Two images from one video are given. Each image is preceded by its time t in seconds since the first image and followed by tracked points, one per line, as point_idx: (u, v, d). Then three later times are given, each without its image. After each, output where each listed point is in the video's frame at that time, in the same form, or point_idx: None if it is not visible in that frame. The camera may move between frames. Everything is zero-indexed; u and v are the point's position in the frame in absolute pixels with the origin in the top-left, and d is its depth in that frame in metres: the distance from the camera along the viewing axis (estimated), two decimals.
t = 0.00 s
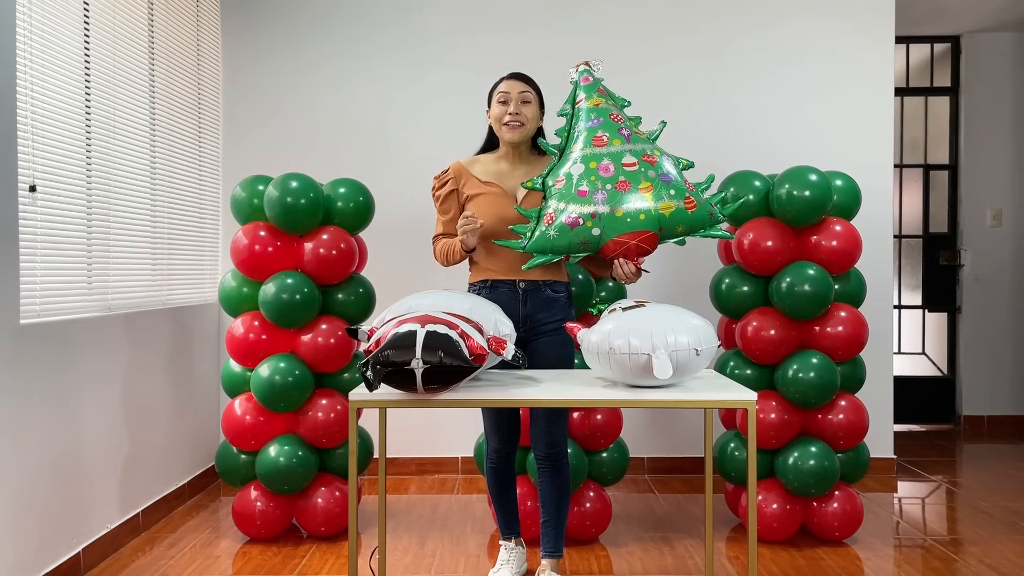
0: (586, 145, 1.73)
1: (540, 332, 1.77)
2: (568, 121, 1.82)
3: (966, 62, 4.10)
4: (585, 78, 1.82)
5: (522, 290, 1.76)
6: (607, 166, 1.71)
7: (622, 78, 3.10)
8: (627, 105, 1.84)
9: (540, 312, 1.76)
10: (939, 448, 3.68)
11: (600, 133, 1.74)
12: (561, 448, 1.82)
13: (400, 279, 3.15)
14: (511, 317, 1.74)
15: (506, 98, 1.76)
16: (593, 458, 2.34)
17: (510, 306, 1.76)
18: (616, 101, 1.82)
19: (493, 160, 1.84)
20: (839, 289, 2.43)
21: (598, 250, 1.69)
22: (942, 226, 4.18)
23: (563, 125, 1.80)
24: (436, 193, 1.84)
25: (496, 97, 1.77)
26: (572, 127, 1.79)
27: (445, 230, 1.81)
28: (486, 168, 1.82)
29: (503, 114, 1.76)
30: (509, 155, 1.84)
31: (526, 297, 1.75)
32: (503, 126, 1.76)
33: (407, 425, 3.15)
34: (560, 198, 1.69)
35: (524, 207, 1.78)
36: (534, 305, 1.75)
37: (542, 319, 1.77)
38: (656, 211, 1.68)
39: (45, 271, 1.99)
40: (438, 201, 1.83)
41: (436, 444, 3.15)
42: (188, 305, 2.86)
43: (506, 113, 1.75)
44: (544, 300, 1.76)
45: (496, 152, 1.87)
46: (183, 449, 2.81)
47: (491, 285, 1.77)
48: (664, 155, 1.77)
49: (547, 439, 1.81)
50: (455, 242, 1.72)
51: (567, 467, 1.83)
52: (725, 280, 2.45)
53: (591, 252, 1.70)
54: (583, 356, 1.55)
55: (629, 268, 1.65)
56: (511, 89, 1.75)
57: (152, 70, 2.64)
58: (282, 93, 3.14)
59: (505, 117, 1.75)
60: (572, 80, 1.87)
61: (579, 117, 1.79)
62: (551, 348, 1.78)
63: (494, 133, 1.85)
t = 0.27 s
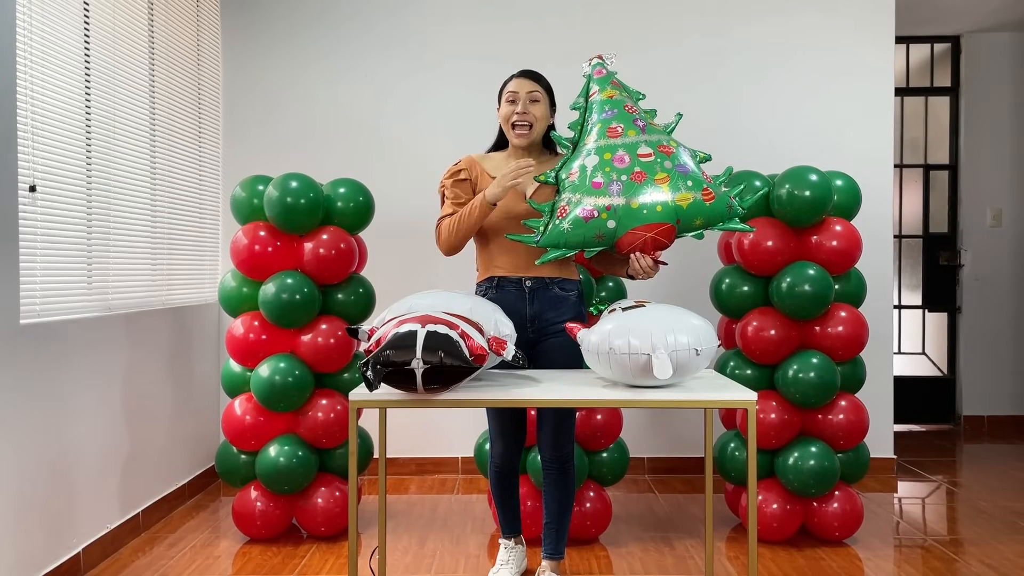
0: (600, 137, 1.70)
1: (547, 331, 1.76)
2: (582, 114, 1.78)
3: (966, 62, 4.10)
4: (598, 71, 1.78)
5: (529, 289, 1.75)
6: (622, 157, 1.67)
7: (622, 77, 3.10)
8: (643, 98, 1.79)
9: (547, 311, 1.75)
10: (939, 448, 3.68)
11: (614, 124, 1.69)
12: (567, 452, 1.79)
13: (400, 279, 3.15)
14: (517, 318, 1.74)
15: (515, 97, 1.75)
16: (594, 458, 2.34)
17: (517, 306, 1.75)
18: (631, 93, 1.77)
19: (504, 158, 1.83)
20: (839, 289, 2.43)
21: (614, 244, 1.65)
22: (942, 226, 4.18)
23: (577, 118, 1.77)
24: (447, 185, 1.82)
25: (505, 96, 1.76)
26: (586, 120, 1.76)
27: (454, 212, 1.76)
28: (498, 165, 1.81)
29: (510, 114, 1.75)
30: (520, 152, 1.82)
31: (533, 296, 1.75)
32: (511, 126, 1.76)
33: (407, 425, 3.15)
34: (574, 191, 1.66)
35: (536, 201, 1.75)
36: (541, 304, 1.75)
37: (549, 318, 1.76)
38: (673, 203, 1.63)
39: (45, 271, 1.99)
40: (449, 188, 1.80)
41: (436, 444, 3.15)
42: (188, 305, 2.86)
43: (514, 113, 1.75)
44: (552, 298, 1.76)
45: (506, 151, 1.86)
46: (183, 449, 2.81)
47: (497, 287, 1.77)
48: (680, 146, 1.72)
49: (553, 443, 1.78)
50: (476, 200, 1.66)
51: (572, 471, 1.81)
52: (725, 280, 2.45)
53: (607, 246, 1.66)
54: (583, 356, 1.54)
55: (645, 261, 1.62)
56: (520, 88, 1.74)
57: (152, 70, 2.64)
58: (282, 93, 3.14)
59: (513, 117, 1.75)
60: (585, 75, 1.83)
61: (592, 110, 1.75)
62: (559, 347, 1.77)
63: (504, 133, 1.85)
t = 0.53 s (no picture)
0: (615, 136, 1.68)
1: (561, 334, 1.76)
2: (592, 113, 1.76)
3: (966, 62, 4.10)
4: (608, 70, 1.76)
5: (546, 292, 1.74)
6: (639, 156, 1.65)
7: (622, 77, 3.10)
8: (653, 96, 1.78)
9: (563, 315, 1.75)
10: (939, 448, 3.68)
11: (629, 123, 1.68)
12: (572, 453, 1.78)
13: (401, 279, 3.15)
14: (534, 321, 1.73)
15: (525, 87, 1.75)
16: (593, 457, 2.34)
17: (534, 309, 1.74)
18: (642, 92, 1.76)
19: (513, 154, 1.82)
20: (839, 289, 2.43)
21: (632, 244, 1.64)
22: (942, 226, 4.18)
23: (588, 117, 1.75)
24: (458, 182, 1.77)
25: (515, 87, 1.76)
26: (598, 119, 1.74)
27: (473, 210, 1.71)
28: (508, 162, 1.80)
29: (519, 103, 1.75)
30: (529, 149, 1.81)
31: (549, 299, 1.74)
32: (521, 113, 1.74)
33: (407, 425, 3.15)
34: (590, 191, 1.64)
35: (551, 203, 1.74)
36: (558, 308, 1.74)
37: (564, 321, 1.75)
38: (690, 203, 1.62)
39: (45, 271, 1.99)
40: (464, 185, 1.75)
41: (436, 444, 3.15)
42: (188, 305, 2.86)
43: (524, 101, 1.74)
44: (568, 301, 1.75)
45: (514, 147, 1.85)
46: (183, 449, 2.81)
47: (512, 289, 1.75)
48: (695, 145, 1.71)
49: (559, 443, 1.77)
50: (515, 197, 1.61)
51: (577, 472, 1.80)
52: (725, 280, 2.45)
53: (623, 247, 1.65)
54: (583, 356, 1.54)
55: (662, 262, 1.61)
56: (530, 78, 1.74)
57: (152, 70, 2.64)
58: (282, 93, 3.14)
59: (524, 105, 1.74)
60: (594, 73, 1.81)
61: (604, 109, 1.73)
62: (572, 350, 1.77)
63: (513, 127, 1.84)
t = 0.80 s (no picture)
0: (630, 140, 1.67)
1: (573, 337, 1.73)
2: (604, 115, 1.75)
3: (966, 63, 4.10)
4: (618, 71, 1.74)
5: (561, 294, 1.70)
6: (656, 161, 1.65)
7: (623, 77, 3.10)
8: (662, 97, 1.77)
9: (576, 317, 1.72)
10: (940, 448, 3.68)
11: (645, 127, 1.67)
12: (577, 453, 1.78)
13: (401, 279, 3.15)
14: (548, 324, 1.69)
15: (534, 88, 1.71)
16: (593, 457, 2.34)
17: (548, 311, 1.70)
18: (653, 94, 1.75)
19: (524, 153, 1.77)
20: (839, 289, 2.43)
21: (649, 248, 1.64)
22: (942, 226, 4.18)
23: (600, 120, 1.73)
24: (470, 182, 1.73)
25: (525, 87, 1.72)
26: (610, 122, 1.72)
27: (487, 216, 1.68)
28: (519, 161, 1.75)
29: (530, 105, 1.71)
30: (540, 149, 1.77)
31: (564, 302, 1.70)
32: (533, 115, 1.70)
33: (407, 425, 3.15)
34: (608, 196, 1.62)
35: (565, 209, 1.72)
36: (572, 310, 1.71)
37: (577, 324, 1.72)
38: (707, 207, 1.63)
39: (45, 271, 1.99)
40: (477, 187, 1.70)
41: (436, 444, 3.15)
42: (188, 305, 2.86)
43: (535, 103, 1.70)
44: (581, 304, 1.72)
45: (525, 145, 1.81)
46: (183, 449, 2.81)
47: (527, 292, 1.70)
48: (708, 148, 1.73)
49: (567, 443, 1.76)
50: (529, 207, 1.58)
51: (580, 472, 1.80)
52: (725, 280, 2.45)
53: (640, 251, 1.65)
54: (583, 356, 1.54)
55: (678, 266, 1.61)
56: (539, 78, 1.69)
57: (152, 70, 2.64)
58: (282, 93, 3.14)
59: (534, 106, 1.70)
60: (601, 74, 1.79)
61: (616, 112, 1.71)
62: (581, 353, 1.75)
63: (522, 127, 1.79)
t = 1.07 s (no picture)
0: (647, 141, 1.70)
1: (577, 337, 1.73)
2: (618, 116, 1.78)
3: (966, 63, 4.10)
4: (632, 73, 1.78)
5: (566, 294, 1.70)
6: (673, 162, 1.67)
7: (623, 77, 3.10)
8: (676, 101, 1.79)
9: (581, 317, 1.72)
10: (940, 448, 3.68)
11: (661, 128, 1.70)
12: (578, 452, 1.79)
13: (401, 279, 3.15)
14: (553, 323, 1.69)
15: (540, 94, 1.70)
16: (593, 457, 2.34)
17: (554, 310, 1.69)
18: (667, 98, 1.77)
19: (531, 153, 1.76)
20: (839, 289, 2.43)
21: (662, 249, 1.65)
22: (942, 226, 4.18)
23: (614, 121, 1.76)
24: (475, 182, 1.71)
25: (530, 93, 1.71)
26: (624, 123, 1.75)
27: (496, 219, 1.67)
28: (526, 161, 1.74)
29: (537, 113, 1.69)
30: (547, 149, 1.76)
31: (570, 301, 1.70)
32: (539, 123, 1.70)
33: (407, 425, 3.15)
34: (623, 195, 1.65)
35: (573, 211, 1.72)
36: (577, 310, 1.70)
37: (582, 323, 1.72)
38: (722, 210, 1.65)
39: (45, 271, 1.99)
40: (482, 187, 1.68)
41: (437, 444, 3.15)
42: (188, 305, 2.86)
43: (541, 111, 1.70)
44: (586, 304, 1.72)
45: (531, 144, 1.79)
46: (182, 449, 2.81)
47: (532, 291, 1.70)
48: (722, 152, 1.75)
49: (568, 443, 1.77)
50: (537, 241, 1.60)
51: (581, 471, 1.80)
52: (725, 280, 2.45)
53: (653, 251, 1.66)
54: (584, 356, 1.55)
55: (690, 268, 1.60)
56: (545, 85, 1.69)
57: (152, 70, 2.64)
58: (282, 94, 3.14)
59: (541, 114, 1.69)
60: (615, 76, 1.82)
61: (631, 113, 1.75)
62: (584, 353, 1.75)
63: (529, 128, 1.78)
